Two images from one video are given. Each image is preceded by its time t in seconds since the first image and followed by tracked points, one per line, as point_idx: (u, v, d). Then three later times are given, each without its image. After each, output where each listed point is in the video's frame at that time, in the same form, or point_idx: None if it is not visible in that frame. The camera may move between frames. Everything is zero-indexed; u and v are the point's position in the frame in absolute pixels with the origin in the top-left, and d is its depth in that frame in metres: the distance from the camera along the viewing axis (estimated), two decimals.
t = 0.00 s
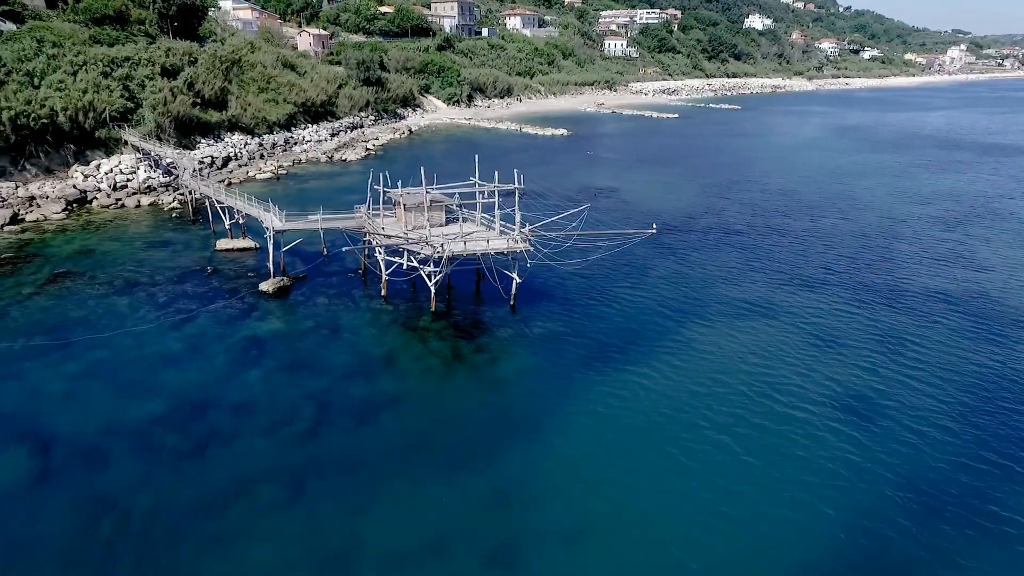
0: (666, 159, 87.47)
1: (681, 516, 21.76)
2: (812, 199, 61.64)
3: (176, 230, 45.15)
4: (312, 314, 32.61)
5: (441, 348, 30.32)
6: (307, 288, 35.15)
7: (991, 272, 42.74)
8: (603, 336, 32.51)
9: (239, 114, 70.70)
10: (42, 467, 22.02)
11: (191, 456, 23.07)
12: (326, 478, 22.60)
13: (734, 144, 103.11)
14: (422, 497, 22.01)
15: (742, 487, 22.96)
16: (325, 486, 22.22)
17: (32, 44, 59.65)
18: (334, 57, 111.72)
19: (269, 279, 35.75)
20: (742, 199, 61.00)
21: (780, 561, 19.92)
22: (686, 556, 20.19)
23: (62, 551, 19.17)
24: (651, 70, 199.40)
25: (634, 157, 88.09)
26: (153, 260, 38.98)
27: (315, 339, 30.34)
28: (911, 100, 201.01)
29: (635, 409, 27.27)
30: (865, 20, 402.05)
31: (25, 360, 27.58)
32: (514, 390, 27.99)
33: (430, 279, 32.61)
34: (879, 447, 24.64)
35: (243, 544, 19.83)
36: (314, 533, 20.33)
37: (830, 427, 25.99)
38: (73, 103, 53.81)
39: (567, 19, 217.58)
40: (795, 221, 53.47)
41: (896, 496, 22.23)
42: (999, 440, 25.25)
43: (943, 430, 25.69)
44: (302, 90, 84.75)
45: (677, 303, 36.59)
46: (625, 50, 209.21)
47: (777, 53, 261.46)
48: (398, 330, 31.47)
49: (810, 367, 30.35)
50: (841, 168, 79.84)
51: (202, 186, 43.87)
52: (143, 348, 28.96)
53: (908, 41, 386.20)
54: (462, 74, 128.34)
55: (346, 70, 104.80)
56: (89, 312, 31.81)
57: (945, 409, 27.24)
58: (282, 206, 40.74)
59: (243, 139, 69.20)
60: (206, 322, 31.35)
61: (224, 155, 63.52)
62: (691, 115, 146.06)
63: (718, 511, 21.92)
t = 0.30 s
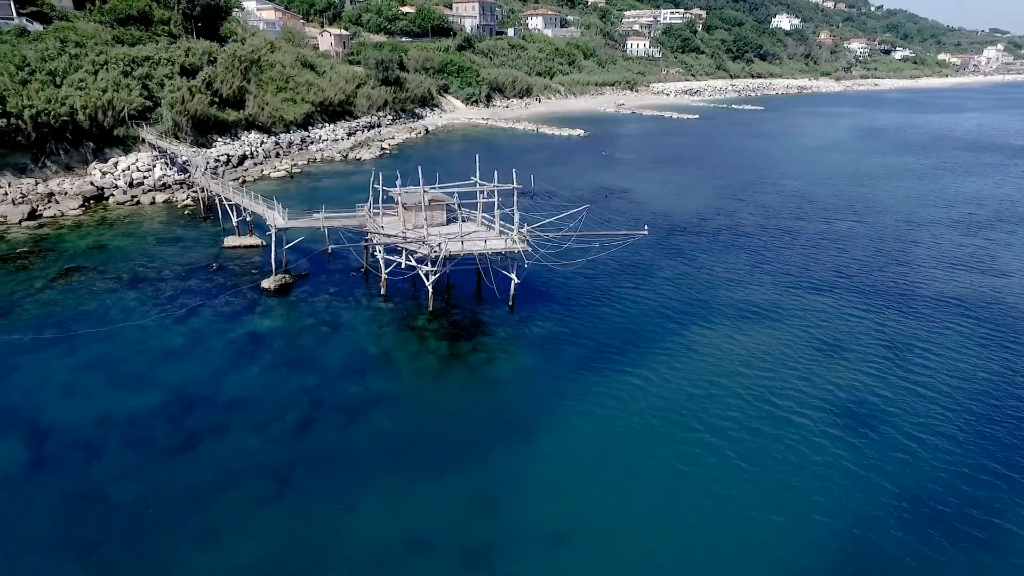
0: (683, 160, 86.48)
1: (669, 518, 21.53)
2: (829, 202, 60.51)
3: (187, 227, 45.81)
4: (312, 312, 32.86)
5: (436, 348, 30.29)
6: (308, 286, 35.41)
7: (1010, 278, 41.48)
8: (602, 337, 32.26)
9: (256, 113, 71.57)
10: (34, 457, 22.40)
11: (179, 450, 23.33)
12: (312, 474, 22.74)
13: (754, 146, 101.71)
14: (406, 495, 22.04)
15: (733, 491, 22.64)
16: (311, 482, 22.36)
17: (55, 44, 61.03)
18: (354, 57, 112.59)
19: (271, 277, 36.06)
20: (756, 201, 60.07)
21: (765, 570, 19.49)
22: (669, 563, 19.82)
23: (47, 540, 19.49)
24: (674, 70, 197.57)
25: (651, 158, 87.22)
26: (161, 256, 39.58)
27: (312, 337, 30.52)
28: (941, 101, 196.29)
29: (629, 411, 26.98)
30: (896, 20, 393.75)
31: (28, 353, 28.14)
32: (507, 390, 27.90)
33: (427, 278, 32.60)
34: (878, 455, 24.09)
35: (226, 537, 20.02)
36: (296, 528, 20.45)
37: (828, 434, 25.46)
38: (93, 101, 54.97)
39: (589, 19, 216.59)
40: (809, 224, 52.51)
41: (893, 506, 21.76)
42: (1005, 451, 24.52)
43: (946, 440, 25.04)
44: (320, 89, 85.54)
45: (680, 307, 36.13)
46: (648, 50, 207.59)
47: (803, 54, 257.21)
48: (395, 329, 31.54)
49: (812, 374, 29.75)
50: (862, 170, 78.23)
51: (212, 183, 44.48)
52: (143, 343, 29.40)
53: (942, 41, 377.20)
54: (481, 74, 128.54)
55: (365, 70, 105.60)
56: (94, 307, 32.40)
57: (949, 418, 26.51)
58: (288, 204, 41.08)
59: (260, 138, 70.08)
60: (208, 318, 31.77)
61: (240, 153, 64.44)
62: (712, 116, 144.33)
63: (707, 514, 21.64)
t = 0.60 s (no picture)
0: (700, 161, 85.34)
1: (652, 522, 21.43)
2: (846, 205, 59.22)
3: (198, 224, 46.50)
4: (311, 309, 33.08)
5: (431, 347, 30.30)
6: (310, 283, 35.70)
7: None
8: (599, 340, 32.01)
9: (273, 112, 72.44)
10: (28, 449, 22.89)
11: (169, 445, 23.69)
12: (297, 471, 22.97)
13: (774, 147, 100.00)
14: (389, 494, 22.18)
15: (718, 499, 22.44)
16: (296, 479, 22.59)
17: (78, 44, 62.38)
18: (373, 57, 113.32)
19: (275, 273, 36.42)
20: (771, 203, 59.05)
21: None
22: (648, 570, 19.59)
23: (35, 531, 19.91)
24: (697, 70, 195.31)
25: (667, 158, 86.26)
26: (170, 252, 40.23)
27: (309, 334, 30.72)
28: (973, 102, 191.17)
29: (619, 417, 26.80)
30: (929, 19, 384.66)
31: (32, 345, 28.75)
32: (498, 391, 27.84)
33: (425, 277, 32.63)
34: (871, 466, 23.59)
35: (208, 531, 20.33)
36: (279, 524, 20.69)
37: (822, 444, 24.98)
38: (112, 100, 56.08)
39: (612, 19, 215.27)
40: (823, 227, 51.44)
41: (884, 518, 21.29)
42: (1008, 465, 23.75)
43: (947, 451, 24.35)
44: (338, 89, 86.25)
45: (682, 310, 35.65)
46: (671, 50, 205.48)
47: (831, 54, 252.43)
48: (392, 327, 31.62)
49: (811, 382, 29.16)
50: (884, 173, 76.47)
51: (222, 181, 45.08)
52: (144, 338, 29.85)
53: (977, 40, 367.31)
54: (500, 74, 128.46)
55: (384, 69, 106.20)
56: (101, 301, 33.01)
57: (951, 428, 25.77)
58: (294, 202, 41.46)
59: (276, 136, 70.91)
60: (208, 314, 32.15)
61: (255, 152, 65.25)
62: (734, 116, 142.25)
63: (692, 523, 21.37)
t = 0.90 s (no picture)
0: (717, 162, 84.14)
1: (637, 527, 21.17)
2: (864, 208, 57.91)
3: (209, 222, 47.17)
4: (311, 307, 33.26)
5: (426, 346, 30.32)
6: (312, 281, 35.95)
7: None
8: (597, 343, 31.72)
9: (289, 111, 73.19)
10: (23, 441, 23.33)
11: (161, 439, 23.99)
12: (285, 468, 23.10)
13: (795, 148, 98.27)
14: (375, 493, 22.17)
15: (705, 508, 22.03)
16: (284, 476, 22.71)
17: (100, 44, 63.72)
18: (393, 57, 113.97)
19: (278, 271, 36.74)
20: (786, 206, 57.99)
21: None
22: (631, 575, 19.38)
23: (23, 522, 20.29)
24: (720, 71, 193.00)
25: (684, 160, 85.25)
26: (179, 249, 40.84)
27: (307, 332, 30.90)
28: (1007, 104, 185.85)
29: (612, 419, 26.56)
30: (963, 19, 375.15)
31: (38, 338, 29.34)
32: (491, 392, 27.66)
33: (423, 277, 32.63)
34: (864, 483, 23.05)
35: (193, 526, 20.50)
36: (263, 521, 20.80)
37: (818, 454, 24.51)
38: (131, 99, 57.14)
39: (635, 19, 213.81)
40: (838, 231, 50.36)
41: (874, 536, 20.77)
42: (1012, 485, 23.03)
43: (946, 467, 23.74)
44: (355, 88, 86.86)
45: (685, 313, 35.18)
46: (694, 51, 203.35)
47: (859, 54, 247.44)
48: (389, 326, 31.69)
49: (812, 392, 28.56)
50: (906, 176, 74.65)
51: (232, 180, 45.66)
52: (145, 333, 30.28)
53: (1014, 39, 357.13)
54: (519, 74, 128.29)
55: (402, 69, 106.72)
56: (107, 296, 33.60)
57: (955, 445, 25.09)
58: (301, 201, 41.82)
59: (292, 135, 71.64)
60: (209, 311, 32.49)
61: (270, 151, 65.98)
62: (757, 117, 140.20)
63: (678, 530, 21.11)
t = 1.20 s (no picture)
0: (734, 164, 82.96)
1: (619, 533, 21.22)
2: (881, 212, 56.65)
3: (219, 221, 47.74)
4: (310, 305, 33.49)
5: (420, 347, 30.38)
6: (314, 279, 36.20)
7: None
8: (593, 346, 31.44)
9: (305, 111, 73.84)
10: (15, 432, 23.80)
11: (151, 433, 24.37)
12: (270, 467, 23.33)
13: (816, 150, 96.48)
14: (358, 496, 22.29)
15: (686, 522, 21.82)
16: (269, 475, 22.92)
17: (120, 44, 64.97)
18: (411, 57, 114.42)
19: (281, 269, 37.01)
20: (801, 209, 56.92)
21: None
22: None
23: (12, 512, 20.71)
24: (743, 71, 190.58)
25: (701, 161, 84.21)
26: (187, 246, 41.39)
27: (305, 330, 31.14)
28: None
29: (601, 422, 26.56)
30: (998, 18, 365.62)
31: (42, 331, 29.89)
32: (481, 395, 27.63)
33: (420, 277, 32.62)
34: (849, 502, 22.69)
35: (176, 523, 20.79)
36: (245, 520, 21.03)
37: (809, 467, 24.39)
38: (147, 99, 58.15)
39: (657, 19, 212.05)
40: (852, 235, 49.33)
41: (853, 560, 20.44)
42: (1009, 507, 22.39)
43: (942, 484, 23.39)
44: (372, 88, 87.36)
45: (686, 319, 34.76)
46: (717, 51, 201.07)
47: (889, 55, 242.34)
48: (387, 326, 31.79)
49: (810, 401, 28.01)
50: (929, 179, 72.84)
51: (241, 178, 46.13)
52: (146, 329, 30.72)
53: None
54: (537, 74, 127.98)
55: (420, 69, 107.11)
56: (113, 291, 34.15)
57: (952, 463, 24.49)
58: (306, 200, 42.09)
59: (307, 135, 72.29)
60: (210, 308, 32.84)
61: (285, 150, 66.68)
62: (779, 119, 138.10)
63: (659, 535, 21.23)
